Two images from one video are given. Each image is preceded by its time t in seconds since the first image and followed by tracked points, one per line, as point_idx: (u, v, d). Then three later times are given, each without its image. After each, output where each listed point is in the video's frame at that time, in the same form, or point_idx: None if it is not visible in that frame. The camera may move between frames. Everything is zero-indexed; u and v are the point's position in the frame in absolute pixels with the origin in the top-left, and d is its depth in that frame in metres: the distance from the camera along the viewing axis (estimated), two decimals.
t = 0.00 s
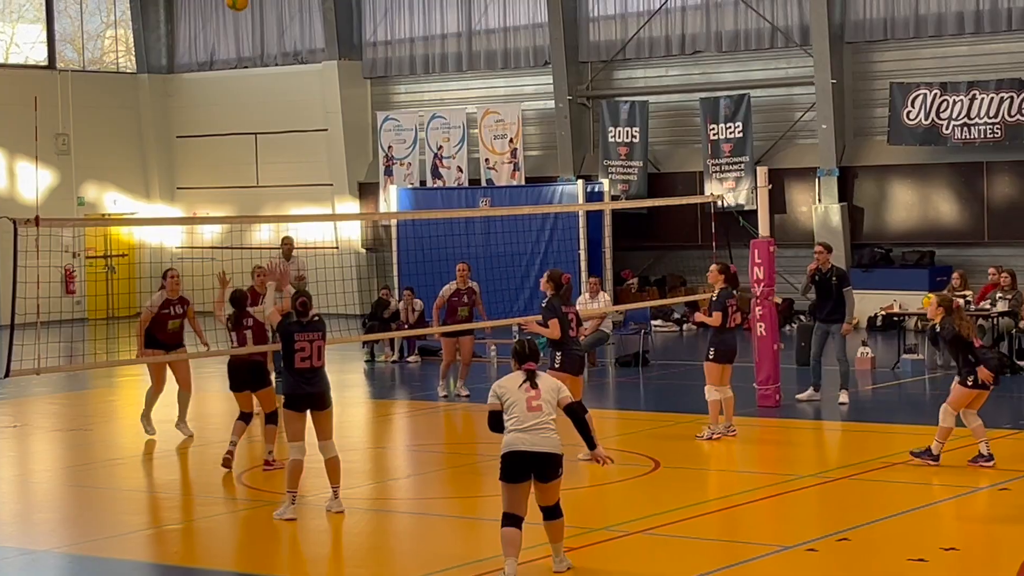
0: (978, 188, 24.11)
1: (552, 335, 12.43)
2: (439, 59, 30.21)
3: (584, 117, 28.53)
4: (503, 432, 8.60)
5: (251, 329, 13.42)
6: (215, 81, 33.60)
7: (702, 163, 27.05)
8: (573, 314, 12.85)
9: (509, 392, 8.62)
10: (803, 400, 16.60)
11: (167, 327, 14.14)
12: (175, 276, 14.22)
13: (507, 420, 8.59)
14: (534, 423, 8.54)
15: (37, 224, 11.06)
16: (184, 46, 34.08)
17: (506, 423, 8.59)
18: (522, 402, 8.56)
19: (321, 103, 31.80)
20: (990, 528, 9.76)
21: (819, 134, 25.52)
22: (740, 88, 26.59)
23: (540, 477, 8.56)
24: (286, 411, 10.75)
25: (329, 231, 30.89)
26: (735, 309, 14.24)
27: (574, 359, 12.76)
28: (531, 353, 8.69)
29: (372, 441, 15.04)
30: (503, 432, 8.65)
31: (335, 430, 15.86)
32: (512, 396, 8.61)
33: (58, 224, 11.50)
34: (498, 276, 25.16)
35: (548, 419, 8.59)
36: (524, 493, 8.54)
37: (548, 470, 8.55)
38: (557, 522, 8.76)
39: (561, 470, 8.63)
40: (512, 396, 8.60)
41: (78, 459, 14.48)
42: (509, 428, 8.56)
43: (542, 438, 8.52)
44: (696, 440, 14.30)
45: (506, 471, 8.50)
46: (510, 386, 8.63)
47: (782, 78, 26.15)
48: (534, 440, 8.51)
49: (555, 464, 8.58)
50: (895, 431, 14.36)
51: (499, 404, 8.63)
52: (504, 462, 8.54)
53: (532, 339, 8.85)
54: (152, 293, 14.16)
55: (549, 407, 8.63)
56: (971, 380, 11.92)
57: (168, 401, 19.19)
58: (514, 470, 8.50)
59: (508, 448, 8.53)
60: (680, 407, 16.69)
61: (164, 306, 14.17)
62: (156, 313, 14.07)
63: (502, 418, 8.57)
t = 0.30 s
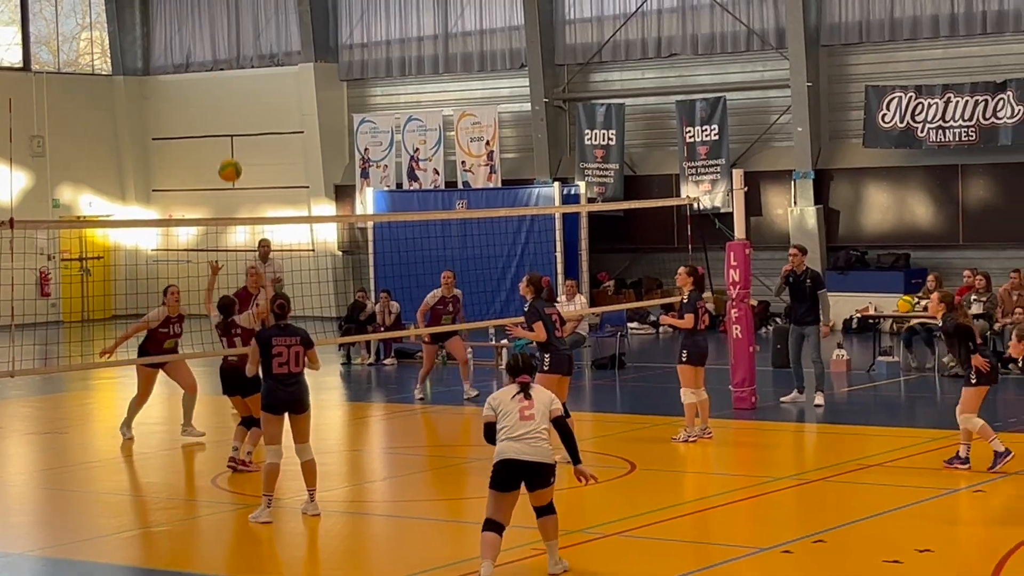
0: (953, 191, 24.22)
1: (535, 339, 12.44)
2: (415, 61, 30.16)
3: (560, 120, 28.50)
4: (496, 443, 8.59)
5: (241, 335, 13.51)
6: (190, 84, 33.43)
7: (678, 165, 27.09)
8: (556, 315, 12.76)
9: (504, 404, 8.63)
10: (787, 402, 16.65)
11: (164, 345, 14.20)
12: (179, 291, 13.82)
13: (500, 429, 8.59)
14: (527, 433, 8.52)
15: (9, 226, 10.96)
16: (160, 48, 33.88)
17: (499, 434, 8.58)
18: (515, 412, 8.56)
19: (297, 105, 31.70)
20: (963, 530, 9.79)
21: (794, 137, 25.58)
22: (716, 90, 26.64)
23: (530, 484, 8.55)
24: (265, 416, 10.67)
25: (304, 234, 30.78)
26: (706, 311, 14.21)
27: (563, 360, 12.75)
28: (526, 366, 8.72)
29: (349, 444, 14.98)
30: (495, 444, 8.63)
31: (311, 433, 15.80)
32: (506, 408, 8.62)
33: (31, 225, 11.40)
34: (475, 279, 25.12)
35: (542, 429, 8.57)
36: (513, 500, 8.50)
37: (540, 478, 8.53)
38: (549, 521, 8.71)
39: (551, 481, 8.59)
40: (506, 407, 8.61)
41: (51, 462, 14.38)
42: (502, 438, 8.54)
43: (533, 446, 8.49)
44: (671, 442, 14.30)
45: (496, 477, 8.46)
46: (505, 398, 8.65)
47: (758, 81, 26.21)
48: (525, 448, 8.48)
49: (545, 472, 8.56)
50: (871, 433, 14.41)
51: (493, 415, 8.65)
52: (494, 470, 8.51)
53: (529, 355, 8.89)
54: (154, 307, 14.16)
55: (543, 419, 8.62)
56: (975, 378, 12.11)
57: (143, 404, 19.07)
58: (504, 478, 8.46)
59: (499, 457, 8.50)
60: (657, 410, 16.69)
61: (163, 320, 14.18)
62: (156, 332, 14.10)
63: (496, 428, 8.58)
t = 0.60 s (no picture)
0: (922, 195, 24.33)
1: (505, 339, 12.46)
2: (386, 64, 30.07)
3: (531, 123, 28.45)
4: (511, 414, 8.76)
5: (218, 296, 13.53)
6: (160, 85, 33.21)
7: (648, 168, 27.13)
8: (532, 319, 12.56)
9: (518, 374, 8.81)
10: (756, 404, 16.66)
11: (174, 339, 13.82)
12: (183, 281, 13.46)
13: (516, 401, 8.77)
14: (543, 402, 8.70)
15: None
16: (129, 50, 33.64)
17: (516, 404, 8.76)
18: (530, 383, 8.73)
19: (268, 107, 31.56)
20: (933, 532, 9.81)
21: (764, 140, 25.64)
22: (686, 93, 26.68)
23: (545, 456, 8.70)
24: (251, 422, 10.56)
25: (274, 236, 30.65)
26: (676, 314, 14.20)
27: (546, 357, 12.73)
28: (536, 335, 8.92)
29: (319, 447, 14.90)
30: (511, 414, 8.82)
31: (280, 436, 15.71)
32: (520, 379, 8.80)
33: None
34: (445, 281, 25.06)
35: (558, 397, 8.76)
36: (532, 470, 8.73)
37: (556, 449, 8.69)
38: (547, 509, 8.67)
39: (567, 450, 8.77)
40: (521, 377, 8.78)
41: (18, 466, 14.24)
42: (518, 408, 8.72)
43: (551, 416, 8.66)
44: (641, 444, 14.29)
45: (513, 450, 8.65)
46: (519, 369, 8.82)
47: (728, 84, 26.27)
48: (541, 419, 8.64)
49: (561, 443, 8.72)
50: (841, 435, 14.45)
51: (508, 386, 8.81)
52: (511, 440, 8.69)
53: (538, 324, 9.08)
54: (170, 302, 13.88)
55: (558, 387, 8.80)
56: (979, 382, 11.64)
57: (110, 407, 18.92)
58: (521, 449, 8.66)
59: (517, 428, 8.67)
60: (628, 412, 16.68)
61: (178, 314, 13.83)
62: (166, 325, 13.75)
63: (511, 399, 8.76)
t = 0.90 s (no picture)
0: (889, 198, 24.48)
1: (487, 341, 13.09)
2: (353, 67, 29.97)
3: (499, 125, 28.35)
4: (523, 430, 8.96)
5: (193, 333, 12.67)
6: (128, 87, 32.99)
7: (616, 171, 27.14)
8: (523, 330, 13.13)
9: (529, 391, 9.02)
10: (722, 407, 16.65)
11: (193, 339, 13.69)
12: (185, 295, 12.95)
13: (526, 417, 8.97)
14: (550, 417, 8.86)
15: None
16: (96, 52, 33.41)
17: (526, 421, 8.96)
18: (538, 399, 8.93)
19: (234, 109, 31.40)
20: (899, 534, 9.83)
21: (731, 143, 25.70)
22: (653, 96, 26.71)
23: (553, 471, 8.86)
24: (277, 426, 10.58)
25: (241, 238, 30.50)
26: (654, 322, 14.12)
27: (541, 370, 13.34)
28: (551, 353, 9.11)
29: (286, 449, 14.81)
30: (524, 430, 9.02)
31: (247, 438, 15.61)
32: (532, 395, 9.01)
33: None
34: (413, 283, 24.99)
35: (567, 411, 8.91)
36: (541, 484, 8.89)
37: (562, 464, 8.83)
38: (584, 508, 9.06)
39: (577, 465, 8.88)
40: (532, 394, 9.00)
41: None
42: (528, 424, 8.92)
43: (556, 430, 8.82)
44: (608, 446, 14.27)
45: (520, 462, 8.86)
46: (531, 386, 9.04)
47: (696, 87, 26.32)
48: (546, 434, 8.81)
49: (568, 458, 8.85)
50: (808, 437, 14.50)
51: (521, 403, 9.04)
52: (519, 456, 8.88)
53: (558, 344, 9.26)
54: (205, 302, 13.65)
55: (567, 402, 8.94)
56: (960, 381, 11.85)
57: (75, 409, 18.76)
58: (527, 464, 8.84)
59: (525, 444, 8.86)
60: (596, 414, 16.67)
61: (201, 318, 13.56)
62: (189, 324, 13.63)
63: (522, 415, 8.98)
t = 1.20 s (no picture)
0: (848, 199, 24.64)
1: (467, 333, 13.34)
2: (315, 66, 29.83)
3: (461, 125, 28.29)
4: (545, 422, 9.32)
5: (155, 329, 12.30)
6: (88, 86, 32.70)
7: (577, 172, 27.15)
8: (512, 321, 13.39)
9: (548, 385, 9.40)
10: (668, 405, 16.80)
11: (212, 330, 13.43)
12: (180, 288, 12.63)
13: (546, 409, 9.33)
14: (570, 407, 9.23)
15: None
16: (56, 51, 33.07)
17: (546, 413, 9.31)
18: (558, 391, 9.31)
19: (195, 109, 31.20)
20: (860, 531, 9.89)
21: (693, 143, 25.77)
22: (615, 97, 26.73)
23: (577, 460, 9.20)
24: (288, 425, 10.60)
25: (203, 237, 30.28)
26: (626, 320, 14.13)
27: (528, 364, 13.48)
28: (566, 348, 9.48)
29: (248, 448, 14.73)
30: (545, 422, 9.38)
31: (208, 438, 15.52)
32: (551, 388, 9.39)
33: None
34: (375, 283, 24.92)
35: (585, 402, 9.28)
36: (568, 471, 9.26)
37: (586, 453, 9.18)
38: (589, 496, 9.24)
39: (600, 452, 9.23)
40: (551, 387, 9.38)
41: None
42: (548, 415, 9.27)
43: (576, 419, 9.17)
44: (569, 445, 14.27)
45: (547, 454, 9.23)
46: (549, 380, 9.42)
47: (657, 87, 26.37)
48: (569, 423, 9.16)
49: (589, 445, 9.19)
50: (768, 436, 14.57)
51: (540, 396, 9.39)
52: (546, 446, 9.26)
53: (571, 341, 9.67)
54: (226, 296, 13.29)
55: (585, 392, 9.33)
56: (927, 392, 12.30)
57: (34, 410, 18.58)
58: (555, 453, 9.22)
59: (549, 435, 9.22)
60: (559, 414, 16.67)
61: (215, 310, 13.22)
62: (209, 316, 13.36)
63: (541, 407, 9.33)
